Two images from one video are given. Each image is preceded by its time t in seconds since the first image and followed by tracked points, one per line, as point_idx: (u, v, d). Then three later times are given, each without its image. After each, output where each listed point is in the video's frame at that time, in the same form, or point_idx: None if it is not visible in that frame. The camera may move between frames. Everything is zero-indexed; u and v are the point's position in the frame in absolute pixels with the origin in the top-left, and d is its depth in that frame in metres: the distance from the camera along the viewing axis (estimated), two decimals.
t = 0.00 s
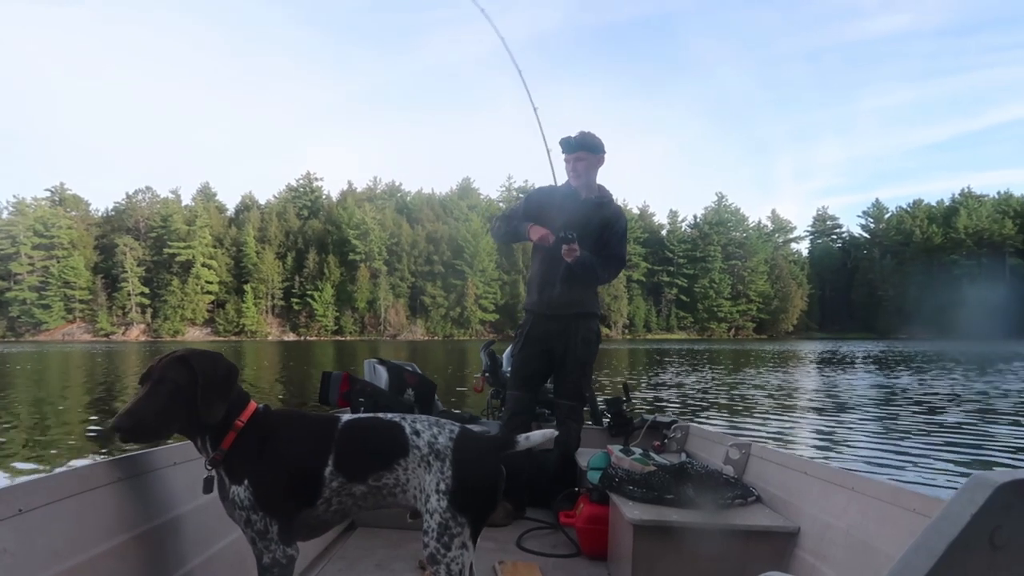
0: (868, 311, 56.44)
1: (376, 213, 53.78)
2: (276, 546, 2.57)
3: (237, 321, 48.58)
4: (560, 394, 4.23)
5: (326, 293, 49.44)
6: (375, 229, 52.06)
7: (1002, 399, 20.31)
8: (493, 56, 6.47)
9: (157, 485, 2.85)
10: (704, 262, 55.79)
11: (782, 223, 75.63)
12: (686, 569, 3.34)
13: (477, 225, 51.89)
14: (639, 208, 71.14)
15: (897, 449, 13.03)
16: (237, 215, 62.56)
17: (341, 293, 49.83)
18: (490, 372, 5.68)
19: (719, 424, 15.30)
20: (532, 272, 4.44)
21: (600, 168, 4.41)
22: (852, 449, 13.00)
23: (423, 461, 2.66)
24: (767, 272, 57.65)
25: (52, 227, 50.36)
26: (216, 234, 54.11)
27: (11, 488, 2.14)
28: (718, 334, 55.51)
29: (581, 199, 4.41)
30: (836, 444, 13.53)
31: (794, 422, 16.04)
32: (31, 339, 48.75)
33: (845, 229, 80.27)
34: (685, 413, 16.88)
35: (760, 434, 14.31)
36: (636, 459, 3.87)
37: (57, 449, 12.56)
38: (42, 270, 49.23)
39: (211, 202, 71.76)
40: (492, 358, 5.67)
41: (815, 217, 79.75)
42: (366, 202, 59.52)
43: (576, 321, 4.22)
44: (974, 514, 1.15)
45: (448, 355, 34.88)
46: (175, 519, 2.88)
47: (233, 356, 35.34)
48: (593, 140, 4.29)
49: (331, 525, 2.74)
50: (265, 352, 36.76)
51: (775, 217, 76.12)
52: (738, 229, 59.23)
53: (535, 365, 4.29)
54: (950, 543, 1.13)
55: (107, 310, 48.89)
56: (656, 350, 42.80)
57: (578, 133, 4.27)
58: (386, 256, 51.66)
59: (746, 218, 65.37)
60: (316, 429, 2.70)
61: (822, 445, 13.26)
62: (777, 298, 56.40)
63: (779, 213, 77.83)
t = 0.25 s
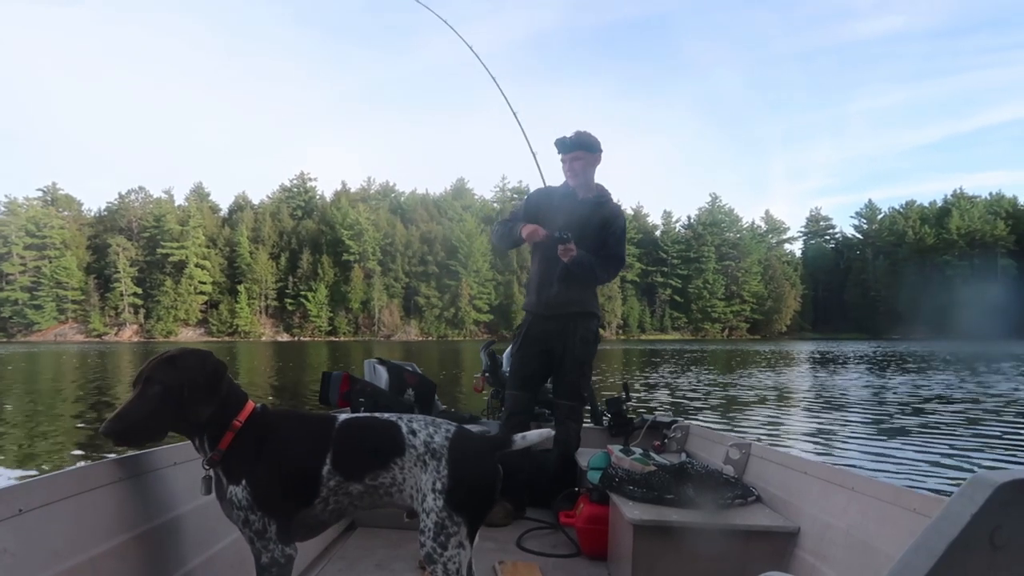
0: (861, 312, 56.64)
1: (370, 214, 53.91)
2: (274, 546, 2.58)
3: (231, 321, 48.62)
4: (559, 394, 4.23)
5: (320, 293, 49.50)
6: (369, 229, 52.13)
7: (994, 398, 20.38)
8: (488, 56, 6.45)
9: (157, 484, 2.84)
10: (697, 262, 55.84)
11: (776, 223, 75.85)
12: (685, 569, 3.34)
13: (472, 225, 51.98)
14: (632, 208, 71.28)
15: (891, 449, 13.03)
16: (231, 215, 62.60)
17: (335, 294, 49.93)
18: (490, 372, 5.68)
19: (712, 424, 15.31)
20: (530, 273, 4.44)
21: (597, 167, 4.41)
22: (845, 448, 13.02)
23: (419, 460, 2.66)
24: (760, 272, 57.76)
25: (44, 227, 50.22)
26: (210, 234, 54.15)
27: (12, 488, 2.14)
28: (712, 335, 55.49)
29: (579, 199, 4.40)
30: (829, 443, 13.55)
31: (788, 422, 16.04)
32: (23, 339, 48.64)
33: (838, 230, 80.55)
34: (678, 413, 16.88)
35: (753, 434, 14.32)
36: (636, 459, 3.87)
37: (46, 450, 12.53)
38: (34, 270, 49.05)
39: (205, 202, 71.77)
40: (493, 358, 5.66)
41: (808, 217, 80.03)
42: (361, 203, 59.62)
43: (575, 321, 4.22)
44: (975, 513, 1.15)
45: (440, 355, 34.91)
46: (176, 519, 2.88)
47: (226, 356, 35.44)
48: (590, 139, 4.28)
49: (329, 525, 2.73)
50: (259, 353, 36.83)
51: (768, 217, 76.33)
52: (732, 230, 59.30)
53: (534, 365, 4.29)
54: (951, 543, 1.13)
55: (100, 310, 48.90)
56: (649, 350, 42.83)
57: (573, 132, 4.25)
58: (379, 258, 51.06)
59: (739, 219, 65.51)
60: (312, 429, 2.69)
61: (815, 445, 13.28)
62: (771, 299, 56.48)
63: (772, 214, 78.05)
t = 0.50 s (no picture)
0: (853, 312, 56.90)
1: (364, 214, 53.98)
2: (270, 546, 2.57)
3: (224, 321, 48.61)
4: (558, 395, 4.23)
5: (314, 293, 49.53)
6: (363, 229, 52.14)
7: (985, 398, 20.43)
8: (486, 59, 6.46)
9: (157, 484, 2.84)
10: (691, 262, 55.65)
11: (769, 224, 76.04)
12: (685, 569, 3.34)
13: (466, 225, 52.01)
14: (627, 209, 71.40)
15: (885, 449, 13.02)
16: (224, 215, 62.62)
17: (328, 294, 49.95)
18: (491, 372, 5.68)
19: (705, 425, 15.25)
20: (530, 273, 4.44)
21: (595, 167, 4.42)
22: (838, 448, 12.99)
23: (416, 458, 2.66)
24: (754, 273, 57.82)
25: (36, 227, 49.99)
26: (203, 234, 54.12)
27: (11, 488, 2.14)
28: (705, 335, 55.45)
29: (579, 198, 4.41)
30: (822, 444, 13.51)
31: (781, 422, 16.03)
32: (15, 339, 48.51)
33: (832, 231, 80.82)
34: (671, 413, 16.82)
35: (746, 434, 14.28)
36: (636, 459, 3.87)
37: (35, 452, 12.48)
38: (26, 271, 48.88)
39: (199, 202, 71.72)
40: (493, 358, 5.66)
41: (802, 218, 80.27)
42: (355, 203, 59.67)
43: (575, 321, 4.22)
44: (973, 514, 1.15)
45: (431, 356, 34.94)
46: (176, 518, 2.88)
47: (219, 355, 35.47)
48: (588, 138, 4.28)
49: (325, 525, 2.74)
50: (252, 353, 36.84)
51: (762, 219, 76.52)
52: (726, 230, 59.29)
53: (534, 365, 4.29)
54: (950, 541, 1.13)
55: (93, 310, 48.85)
56: (643, 350, 42.85)
57: (571, 132, 4.26)
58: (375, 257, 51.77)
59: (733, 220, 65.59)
60: (309, 429, 2.70)
61: (808, 445, 13.25)
62: (765, 299, 56.59)
63: (766, 215, 78.20)
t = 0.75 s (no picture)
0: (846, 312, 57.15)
1: (358, 214, 54.01)
2: (267, 546, 2.58)
3: (218, 321, 48.57)
4: (559, 395, 4.23)
5: (308, 293, 49.51)
6: (357, 229, 52.12)
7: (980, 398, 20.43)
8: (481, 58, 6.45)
9: (156, 483, 2.84)
10: (685, 262, 55.81)
11: (763, 224, 76.19)
12: (684, 569, 3.34)
13: (460, 225, 51.96)
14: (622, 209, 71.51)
15: (880, 449, 13.01)
16: (218, 214, 62.64)
17: (322, 294, 49.99)
18: (490, 372, 5.67)
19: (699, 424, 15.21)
20: (532, 272, 4.44)
21: (594, 165, 4.41)
22: (831, 449, 12.95)
23: (413, 460, 2.66)
24: (748, 273, 57.90)
25: (28, 226, 49.78)
26: (197, 234, 54.12)
27: (10, 488, 2.14)
28: (699, 335, 55.46)
29: (578, 198, 4.41)
30: (816, 444, 13.47)
31: (776, 422, 16.01)
32: (7, 339, 48.39)
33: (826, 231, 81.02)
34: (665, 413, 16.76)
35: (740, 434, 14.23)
36: (635, 460, 3.87)
37: (25, 452, 12.43)
38: (18, 270, 48.74)
39: (193, 201, 71.66)
40: (492, 358, 5.65)
41: (796, 218, 80.47)
42: (349, 202, 59.70)
43: (576, 322, 4.21)
44: (971, 514, 1.15)
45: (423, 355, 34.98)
46: (175, 519, 2.87)
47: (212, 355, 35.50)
48: (586, 137, 4.28)
49: (322, 524, 2.74)
50: (246, 353, 36.89)
51: (756, 219, 76.66)
52: (720, 231, 59.31)
53: (534, 365, 4.29)
54: (951, 543, 1.13)
55: (86, 310, 48.79)
56: (637, 350, 42.83)
57: (571, 131, 4.26)
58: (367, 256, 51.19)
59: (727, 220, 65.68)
60: (305, 431, 2.69)
61: (802, 446, 13.20)
62: (759, 299, 55.78)
63: (760, 215, 78.34)
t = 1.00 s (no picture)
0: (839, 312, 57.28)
1: (353, 213, 54.02)
2: (265, 547, 2.57)
3: (212, 320, 48.48)
4: (559, 395, 4.24)
5: (302, 293, 49.49)
6: (352, 228, 52.11)
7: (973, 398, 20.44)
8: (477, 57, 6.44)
9: (157, 483, 2.84)
10: (680, 262, 55.60)
11: (757, 224, 76.28)
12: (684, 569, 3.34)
13: (455, 224, 51.96)
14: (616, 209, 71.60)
15: (876, 449, 12.96)
16: (212, 214, 62.56)
17: (317, 293, 49.97)
18: (491, 372, 5.67)
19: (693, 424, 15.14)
20: (532, 272, 4.44)
21: (592, 164, 4.40)
22: (826, 448, 12.91)
23: (410, 459, 2.66)
24: (742, 273, 57.93)
25: (21, 225, 49.61)
26: (190, 234, 54.05)
27: (11, 487, 2.14)
28: (694, 335, 55.40)
29: (577, 197, 4.41)
30: (811, 443, 13.42)
31: (771, 422, 15.95)
32: None
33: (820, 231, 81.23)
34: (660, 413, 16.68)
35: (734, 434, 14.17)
36: (636, 460, 3.87)
37: (15, 453, 12.38)
38: (11, 269, 48.54)
39: (186, 201, 71.53)
40: (493, 358, 5.66)
41: (790, 219, 80.63)
42: (344, 202, 59.70)
43: (576, 322, 4.21)
44: (972, 514, 1.15)
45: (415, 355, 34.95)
46: (175, 519, 2.88)
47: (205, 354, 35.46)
48: (584, 136, 4.28)
49: (320, 524, 2.74)
50: (240, 352, 36.85)
51: (750, 219, 76.77)
52: (714, 231, 59.26)
53: (534, 365, 4.30)
54: (950, 541, 1.14)
55: (78, 309, 48.65)
56: (632, 349, 42.82)
57: (568, 130, 4.26)
58: (363, 256, 51.69)
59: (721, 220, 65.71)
60: (303, 430, 2.69)
61: (797, 446, 13.16)
62: (753, 298, 56.78)
63: (754, 215, 78.48)
